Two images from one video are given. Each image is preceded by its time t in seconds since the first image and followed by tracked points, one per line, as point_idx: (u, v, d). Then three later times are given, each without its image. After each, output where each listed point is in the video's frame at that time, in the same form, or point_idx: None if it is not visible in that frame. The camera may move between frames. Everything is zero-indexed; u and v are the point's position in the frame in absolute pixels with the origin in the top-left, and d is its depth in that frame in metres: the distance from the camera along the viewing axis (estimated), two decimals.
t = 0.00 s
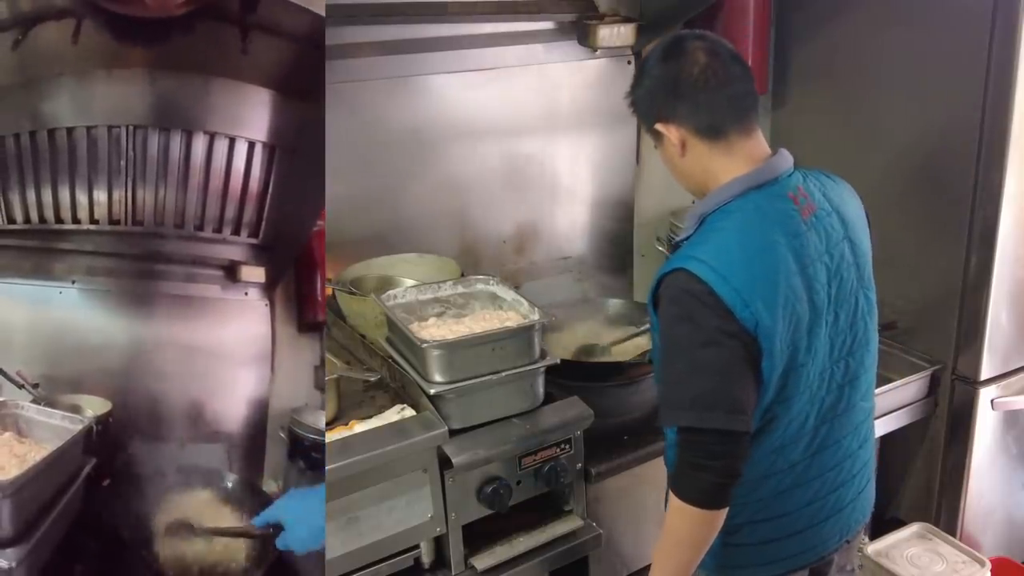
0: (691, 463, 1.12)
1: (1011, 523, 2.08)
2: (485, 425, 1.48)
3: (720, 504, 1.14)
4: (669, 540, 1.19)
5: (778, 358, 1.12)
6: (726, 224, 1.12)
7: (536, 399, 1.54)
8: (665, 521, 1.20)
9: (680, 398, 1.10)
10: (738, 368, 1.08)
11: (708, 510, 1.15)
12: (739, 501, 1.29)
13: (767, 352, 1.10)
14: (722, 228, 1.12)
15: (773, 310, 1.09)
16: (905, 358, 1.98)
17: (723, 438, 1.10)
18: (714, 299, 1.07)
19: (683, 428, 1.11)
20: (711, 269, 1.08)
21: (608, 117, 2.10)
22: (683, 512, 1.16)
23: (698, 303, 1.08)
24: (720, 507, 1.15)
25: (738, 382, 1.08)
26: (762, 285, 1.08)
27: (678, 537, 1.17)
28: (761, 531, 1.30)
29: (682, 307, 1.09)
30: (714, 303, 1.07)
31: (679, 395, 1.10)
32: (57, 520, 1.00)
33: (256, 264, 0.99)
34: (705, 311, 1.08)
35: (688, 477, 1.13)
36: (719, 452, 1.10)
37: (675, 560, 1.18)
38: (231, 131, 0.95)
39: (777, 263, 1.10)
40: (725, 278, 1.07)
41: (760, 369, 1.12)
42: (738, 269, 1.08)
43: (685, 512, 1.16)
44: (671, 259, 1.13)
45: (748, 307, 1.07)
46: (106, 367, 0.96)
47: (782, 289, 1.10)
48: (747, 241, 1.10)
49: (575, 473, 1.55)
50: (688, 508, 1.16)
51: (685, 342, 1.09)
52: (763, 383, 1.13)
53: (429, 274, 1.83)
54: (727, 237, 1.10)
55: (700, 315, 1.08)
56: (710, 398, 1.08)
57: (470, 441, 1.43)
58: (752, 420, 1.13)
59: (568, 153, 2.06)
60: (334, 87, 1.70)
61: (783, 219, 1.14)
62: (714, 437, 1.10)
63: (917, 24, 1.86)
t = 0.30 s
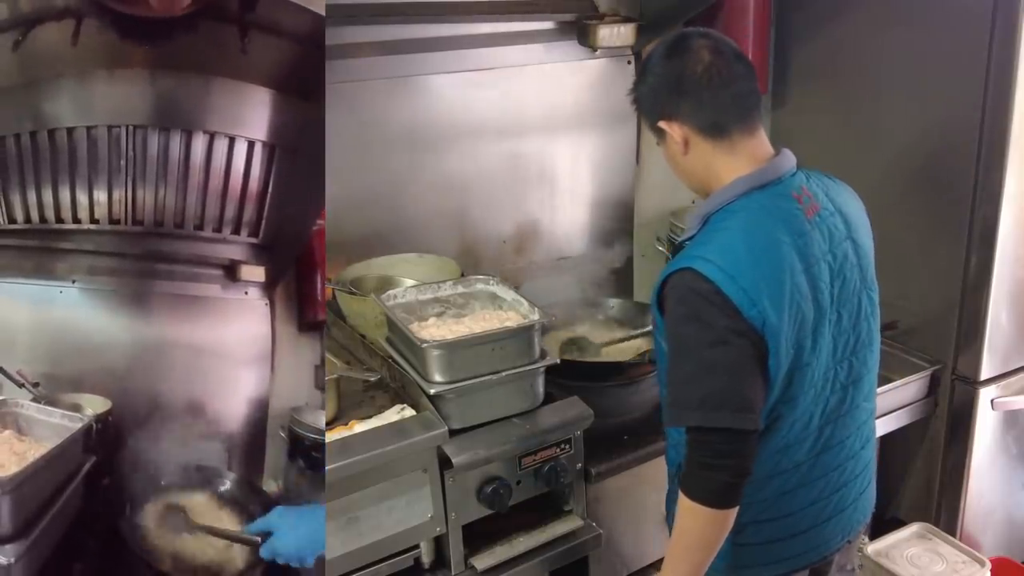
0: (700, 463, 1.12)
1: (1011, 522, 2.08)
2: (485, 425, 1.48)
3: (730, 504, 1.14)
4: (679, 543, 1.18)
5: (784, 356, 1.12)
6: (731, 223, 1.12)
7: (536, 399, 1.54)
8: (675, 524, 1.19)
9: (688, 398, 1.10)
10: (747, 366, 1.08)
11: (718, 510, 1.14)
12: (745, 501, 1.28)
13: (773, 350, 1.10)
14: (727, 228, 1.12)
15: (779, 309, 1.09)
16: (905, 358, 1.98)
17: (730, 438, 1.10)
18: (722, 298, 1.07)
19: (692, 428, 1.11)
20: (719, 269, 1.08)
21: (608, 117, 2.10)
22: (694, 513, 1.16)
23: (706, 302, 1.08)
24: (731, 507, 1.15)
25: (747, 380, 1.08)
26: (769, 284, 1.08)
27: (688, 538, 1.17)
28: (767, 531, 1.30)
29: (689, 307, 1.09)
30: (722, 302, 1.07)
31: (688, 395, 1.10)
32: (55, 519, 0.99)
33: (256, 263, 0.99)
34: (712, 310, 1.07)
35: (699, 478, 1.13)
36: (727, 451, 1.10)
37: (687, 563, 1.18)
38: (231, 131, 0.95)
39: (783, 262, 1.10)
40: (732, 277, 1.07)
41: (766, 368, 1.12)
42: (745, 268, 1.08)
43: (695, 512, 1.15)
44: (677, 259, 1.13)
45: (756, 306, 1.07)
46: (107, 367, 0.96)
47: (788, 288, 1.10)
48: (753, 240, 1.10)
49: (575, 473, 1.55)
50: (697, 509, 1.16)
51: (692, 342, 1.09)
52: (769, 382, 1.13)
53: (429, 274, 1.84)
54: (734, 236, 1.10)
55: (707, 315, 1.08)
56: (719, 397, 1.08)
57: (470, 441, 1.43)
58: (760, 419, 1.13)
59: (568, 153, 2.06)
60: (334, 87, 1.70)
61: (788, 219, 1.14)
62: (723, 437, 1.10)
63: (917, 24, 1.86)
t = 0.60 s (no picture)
0: (703, 459, 1.12)
1: (1011, 523, 2.08)
2: (485, 425, 1.48)
3: (732, 501, 1.14)
4: (681, 540, 1.18)
5: (787, 355, 1.12)
6: (735, 221, 1.12)
7: (536, 399, 1.54)
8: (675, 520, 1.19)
9: (692, 396, 1.10)
10: (750, 363, 1.08)
11: (720, 507, 1.14)
12: (748, 500, 1.28)
13: (777, 348, 1.10)
14: (730, 225, 1.12)
15: (783, 306, 1.09)
16: (906, 358, 1.98)
17: (734, 434, 1.10)
18: (726, 295, 1.07)
19: (696, 425, 1.11)
20: (722, 266, 1.08)
21: (608, 117, 2.10)
22: (696, 510, 1.15)
23: (710, 300, 1.08)
24: (733, 505, 1.15)
25: (751, 377, 1.08)
26: (772, 282, 1.08)
27: (689, 534, 1.17)
28: (770, 530, 1.30)
29: (693, 304, 1.09)
30: (725, 299, 1.07)
31: (692, 392, 1.10)
32: (50, 516, 0.99)
33: (255, 263, 0.99)
34: (716, 307, 1.08)
35: (703, 476, 1.13)
36: (730, 448, 1.10)
37: (687, 559, 1.18)
38: (230, 130, 0.94)
39: (786, 261, 1.10)
40: (735, 275, 1.07)
41: (769, 366, 1.12)
42: (749, 266, 1.08)
43: (698, 508, 1.15)
44: (680, 256, 1.13)
45: (759, 303, 1.07)
46: (106, 366, 0.96)
47: (790, 286, 1.10)
48: (756, 238, 1.10)
49: (575, 473, 1.55)
50: (701, 506, 1.15)
51: (696, 339, 1.09)
52: (773, 380, 1.13)
53: (429, 274, 1.85)
54: (738, 233, 1.10)
55: (711, 312, 1.08)
56: (723, 394, 1.08)
57: (470, 441, 1.43)
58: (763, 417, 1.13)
59: (568, 153, 2.06)
60: (334, 87, 1.70)
61: (791, 217, 1.14)
62: (727, 433, 1.09)
63: (917, 24, 1.86)
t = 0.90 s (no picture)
0: (712, 456, 1.12)
1: (1011, 522, 2.08)
2: (485, 425, 1.48)
3: (742, 499, 1.14)
4: (692, 537, 1.18)
5: (795, 351, 1.12)
6: (742, 217, 1.12)
7: (535, 399, 1.54)
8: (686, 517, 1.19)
9: (702, 393, 1.10)
10: (760, 359, 1.08)
11: (730, 505, 1.14)
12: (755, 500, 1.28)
13: (785, 344, 1.10)
14: (737, 222, 1.12)
15: (790, 303, 1.09)
16: (906, 358, 1.98)
17: (742, 431, 1.09)
18: (735, 291, 1.07)
19: (702, 422, 1.11)
20: (730, 262, 1.08)
21: (608, 117, 2.10)
22: (706, 507, 1.15)
23: (719, 296, 1.08)
24: (743, 502, 1.14)
25: (760, 373, 1.08)
26: (780, 279, 1.08)
27: (698, 532, 1.17)
28: (776, 529, 1.30)
29: (701, 301, 1.09)
30: (734, 295, 1.07)
31: (700, 390, 1.09)
32: (51, 515, 0.99)
33: (255, 263, 0.99)
34: (724, 303, 1.08)
35: (713, 473, 1.13)
36: (739, 445, 1.10)
37: (697, 557, 1.18)
38: (230, 131, 0.94)
39: (793, 257, 1.11)
40: (744, 271, 1.07)
41: (778, 363, 1.12)
42: (757, 262, 1.08)
43: (708, 507, 1.15)
44: (687, 253, 1.13)
45: (768, 299, 1.07)
46: (107, 366, 0.96)
47: (798, 283, 1.10)
48: (764, 235, 1.10)
49: (575, 473, 1.55)
50: (711, 504, 1.15)
51: (705, 336, 1.09)
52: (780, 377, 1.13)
53: (429, 274, 1.85)
54: (746, 230, 1.10)
55: (720, 308, 1.08)
56: (733, 390, 1.08)
57: (470, 441, 1.43)
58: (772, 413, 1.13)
59: (568, 153, 2.06)
60: (334, 86, 1.70)
61: (797, 215, 1.14)
62: (735, 430, 1.09)
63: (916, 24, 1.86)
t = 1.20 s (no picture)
0: (715, 457, 1.12)
1: (1011, 522, 2.08)
2: (485, 425, 1.48)
3: (745, 500, 1.14)
4: (695, 538, 1.18)
5: (797, 353, 1.12)
6: (745, 218, 1.12)
7: (535, 399, 1.54)
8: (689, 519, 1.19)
9: (704, 393, 1.09)
10: (762, 360, 1.08)
11: (735, 506, 1.14)
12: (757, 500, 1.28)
13: (787, 346, 1.10)
14: (740, 223, 1.12)
15: (792, 304, 1.09)
16: (906, 358, 1.98)
17: (745, 432, 1.09)
18: (738, 292, 1.07)
19: (705, 423, 1.11)
20: (733, 263, 1.08)
21: (608, 117, 2.10)
22: (710, 509, 1.15)
23: (722, 297, 1.08)
24: (748, 503, 1.15)
25: (763, 374, 1.08)
26: (782, 280, 1.08)
27: (703, 534, 1.16)
28: (777, 530, 1.30)
29: (704, 301, 1.09)
30: (736, 296, 1.07)
31: (702, 391, 1.09)
32: (50, 515, 0.99)
33: (255, 265, 0.98)
34: (726, 304, 1.08)
35: (716, 474, 1.13)
36: (741, 446, 1.10)
37: (702, 558, 1.18)
38: (229, 133, 0.94)
39: (795, 259, 1.11)
40: (746, 272, 1.07)
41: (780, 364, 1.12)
42: (761, 263, 1.08)
43: (713, 509, 1.15)
44: (690, 254, 1.14)
45: (770, 300, 1.07)
46: (107, 367, 0.96)
47: (800, 285, 1.10)
48: (767, 236, 1.10)
49: (575, 473, 1.55)
50: (717, 506, 1.15)
51: (708, 336, 1.09)
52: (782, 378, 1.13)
53: (429, 274, 1.84)
54: (749, 231, 1.10)
55: (723, 309, 1.08)
56: (736, 390, 1.08)
57: (470, 441, 1.43)
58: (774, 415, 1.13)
59: (568, 153, 2.06)
60: (333, 86, 1.70)
61: (801, 216, 1.14)
62: (736, 431, 1.09)
63: (917, 24, 1.86)
